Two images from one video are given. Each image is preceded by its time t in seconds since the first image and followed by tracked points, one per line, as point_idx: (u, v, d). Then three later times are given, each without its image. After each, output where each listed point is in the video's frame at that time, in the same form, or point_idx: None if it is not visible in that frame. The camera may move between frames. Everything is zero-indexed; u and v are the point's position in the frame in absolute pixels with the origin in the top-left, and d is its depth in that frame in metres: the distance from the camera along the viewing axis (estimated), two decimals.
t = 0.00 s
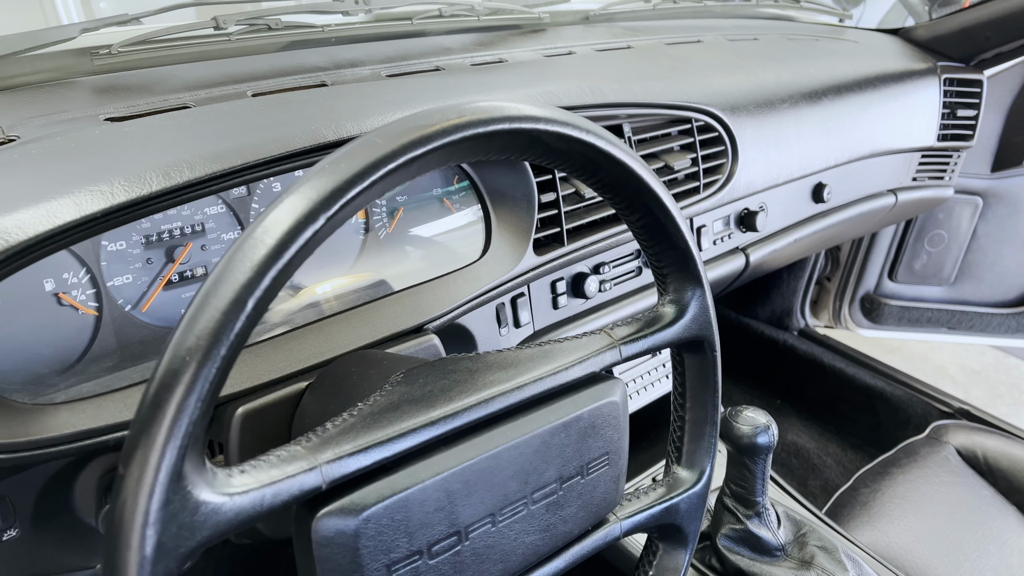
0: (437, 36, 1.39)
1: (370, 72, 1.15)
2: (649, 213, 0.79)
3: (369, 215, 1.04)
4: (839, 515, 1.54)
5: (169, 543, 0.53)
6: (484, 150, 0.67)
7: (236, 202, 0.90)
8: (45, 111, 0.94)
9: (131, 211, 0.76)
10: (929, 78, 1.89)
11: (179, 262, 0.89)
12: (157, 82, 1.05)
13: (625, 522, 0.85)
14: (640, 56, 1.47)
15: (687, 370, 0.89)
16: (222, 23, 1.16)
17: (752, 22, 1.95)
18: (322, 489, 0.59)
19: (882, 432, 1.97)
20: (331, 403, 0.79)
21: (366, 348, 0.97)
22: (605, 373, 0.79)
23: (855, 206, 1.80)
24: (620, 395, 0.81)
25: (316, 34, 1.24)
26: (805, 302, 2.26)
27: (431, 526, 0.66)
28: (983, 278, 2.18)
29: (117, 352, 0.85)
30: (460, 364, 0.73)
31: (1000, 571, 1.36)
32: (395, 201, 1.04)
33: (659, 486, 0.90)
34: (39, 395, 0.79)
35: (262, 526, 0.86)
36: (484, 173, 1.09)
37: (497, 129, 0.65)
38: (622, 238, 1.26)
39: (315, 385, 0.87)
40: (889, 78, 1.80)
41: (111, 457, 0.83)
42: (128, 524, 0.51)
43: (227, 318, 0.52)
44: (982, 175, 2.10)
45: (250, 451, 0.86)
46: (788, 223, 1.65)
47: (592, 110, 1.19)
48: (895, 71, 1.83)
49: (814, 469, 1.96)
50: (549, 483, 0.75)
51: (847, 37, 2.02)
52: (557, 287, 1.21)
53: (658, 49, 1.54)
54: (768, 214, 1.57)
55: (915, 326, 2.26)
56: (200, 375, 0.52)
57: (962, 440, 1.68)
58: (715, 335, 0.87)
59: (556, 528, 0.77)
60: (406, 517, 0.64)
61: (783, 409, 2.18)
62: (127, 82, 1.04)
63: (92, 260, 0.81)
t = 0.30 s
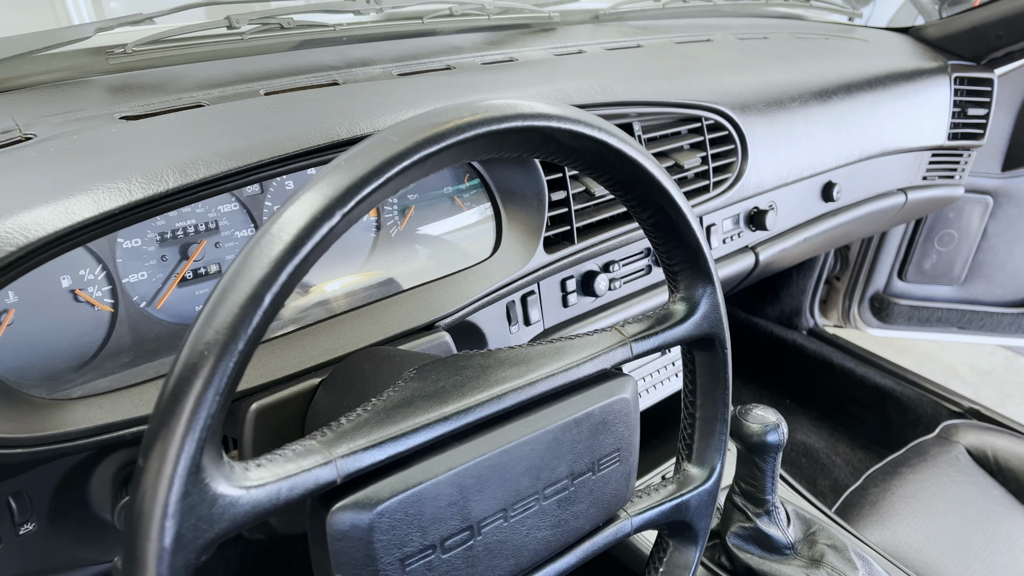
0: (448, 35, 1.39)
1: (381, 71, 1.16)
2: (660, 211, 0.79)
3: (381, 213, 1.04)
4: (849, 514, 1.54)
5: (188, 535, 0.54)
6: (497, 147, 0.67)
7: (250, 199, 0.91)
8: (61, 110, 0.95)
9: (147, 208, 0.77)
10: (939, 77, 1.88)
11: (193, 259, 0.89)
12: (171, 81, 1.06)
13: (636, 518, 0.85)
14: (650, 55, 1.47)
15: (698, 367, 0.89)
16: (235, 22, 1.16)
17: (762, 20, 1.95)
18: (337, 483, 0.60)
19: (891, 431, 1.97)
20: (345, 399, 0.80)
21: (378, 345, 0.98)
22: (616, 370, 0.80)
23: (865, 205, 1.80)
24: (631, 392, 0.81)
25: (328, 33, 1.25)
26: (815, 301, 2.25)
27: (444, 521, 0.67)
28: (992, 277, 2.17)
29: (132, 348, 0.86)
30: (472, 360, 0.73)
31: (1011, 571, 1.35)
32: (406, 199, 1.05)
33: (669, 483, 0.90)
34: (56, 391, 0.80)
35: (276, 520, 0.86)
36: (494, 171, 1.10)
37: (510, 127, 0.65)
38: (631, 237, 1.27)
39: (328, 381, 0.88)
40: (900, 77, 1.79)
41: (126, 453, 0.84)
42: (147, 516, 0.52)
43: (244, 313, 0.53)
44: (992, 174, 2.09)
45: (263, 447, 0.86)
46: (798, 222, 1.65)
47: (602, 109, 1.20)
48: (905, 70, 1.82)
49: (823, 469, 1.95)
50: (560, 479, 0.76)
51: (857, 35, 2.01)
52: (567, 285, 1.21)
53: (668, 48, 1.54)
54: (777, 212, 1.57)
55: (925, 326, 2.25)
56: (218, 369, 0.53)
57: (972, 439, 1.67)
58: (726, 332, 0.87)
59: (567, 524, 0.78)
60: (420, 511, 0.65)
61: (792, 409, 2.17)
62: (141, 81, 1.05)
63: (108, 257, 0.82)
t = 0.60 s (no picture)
0: (459, 36, 1.40)
1: (394, 71, 1.16)
2: (674, 211, 0.79)
3: (394, 213, 1.05)
4: (860, 514, 1.54)
5: (209, 531, 0.54)
6: (513, 147, 0.68)
7: (265, 199, 0.91)
8: (80, 110, 0.95)
9: (167, 208, 0.77)
10: (951, 76, 1.88)
11: (209, 259, 0.90)
12: (186, 82, 1.07)
13: (649, 517, 0.85)
14: (661, 55, 1.47)
15: (710, 367, 0.89)
16: (250, 23, 1.18)
17: (772, 20, 1.95)
18: (354, 480, 0.60)
19: (902, 431, 1.96)
20: (360, 397, 0.81)
21: (392, 343, 0.98)
22: (629, 369, 0.80)
23: (876, 205, 1.79)
24: (645, 391, 0.81)
25: (341, 34, 1.26)
26: (825, 301, 2.25)
27: (459, 518, 0.67)
28: (1005, 277, 2.16)
29: (150, 346, 0.87)
30: (486, 359, 0.74)
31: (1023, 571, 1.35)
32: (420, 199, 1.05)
33: (682, 482, 0.91)
34: (76, 388, 0.81)
35: (292, 517, 0.87)
36: (507, 171, 1.10)
37: (526, 127, 0.66)
38: (643, 236, 1.27)
39: (344, 379, 0.88)
40: (911, 76, 1.79)
41: (144, 450, 0.84)
42: (170, 512, 0.53)
43: (265, 312, 0.54)
44: (1004, 174, 2.08)
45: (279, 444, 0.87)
46: (809, 221, 1.64)
47: (614, 109, 1.20)
48: (917, 70, 1.82)
49: (834, 469, 1.95)
50: (574, 477, 0.76)
51: (868, 35, 2.01)
52: (578, 285, 1.22)
53: (679, 48, 1.54)
54: (789, 212, 1.57)
55: (936, 326, 2.24)
56: (239, 367, 0.53)
57: (983, 440, 1.67)
58: (739, 332, 0.87)
59: (581, 522, 0.78)
60: (435, 509, 0.65)
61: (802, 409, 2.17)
62: (158, 82, 1.06)
63: (125, 256, 0.83)
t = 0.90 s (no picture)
0: (471, 32, 1.40)
1: (406, 67, 1.17)
2: (688, 206, 0.79)
3: (407, 209, 1.05)
4: (871, 512, 1.53)
5: (229, 522, 0.54)
6: (529, 141, 0.68)
7: (279, 194, 0.92)
8: (96, 106, 0.96)
9: (185, 201, 0.78)
10: (964, 73, 1.87)
11: (224, 254, 0.90)
12: (201, 78, 1.07)
13: (663, 512, 0.85)
14: (673, 52, 1.47)
15: (724, 362, 0.89)
16: (263, 20, 1.18)
17: (784, 17, 1.95)
18: (371, 473, 0.61)
19: (914, 430, 1.95)
20: (376, 391, 0.81)
21: (405, 339, 0.99)
22: (644, 364, 0.80)
23: (888, 202, 1.78)
24: (659, 387, 0.81)
25: (354, 31, 1.26)
26: (836, 299, 2.25)
27: (475, 512, 0.67)
28: (1018, 276, 2.13)
29: (166, 340, 0.87)
30: (501, 353, 0.74)
31: None
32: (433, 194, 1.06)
33: (696, 478, 0.90)
34: (93, 381, 0.81)
35: (307, 511, 0.87)
36: (520, 166, 1.11)
37: (543, 121, 0.66)
38: (655, 233, 1.27)
39: (358, 374, 0.89)
40: (924, 73, 1.78)
41: (160, 443, 0.85)
42: (190, 503, 0.53)
43: (284, 304, 0.54)
44: (1017, 172, 2.07)
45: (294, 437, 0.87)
46: (821, 219, 1.64)
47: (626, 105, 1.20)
48: (929, 66, 1.81)
49: (844, 468, 1.94)
50: (589, 472, 0.76)
51: (880, 32, 2.00)
52: (590, 281, 1.22)
53: (691, 45, 1.54)
54: (800, 209, 1.57)
55: (948, 325, 2.23)
56: (258, 359, 0.53)
57: (995, 439, 1.66)
58: (753, 328, 0.87)
59: (596, 517, 0.78)
60: (451, 502, 0.66)
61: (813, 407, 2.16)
62: (172, 78, 1.07)
63: (141, 251, 0.83)
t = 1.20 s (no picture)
0: (483, 30, 1.40)
1: (420, 65, 1.17)
2: (704, 201, 0.79)
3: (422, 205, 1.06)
4: (883, 509, 1.53)
5: (251, 513, 0.55)
6: (547, 137, 0.68)
7: (295, 190, 0.92)
8: (113, 103, 0.97)
9: (206, 196, 0.78)
10: (976, 71, 1.86)
11: (241, 249, 0.91)
12: (216, 75, 1.08)
13: (677, 508, 0.85)
14: (685, 49, 1.47)
15: (738, 358, 0.89)
16: (278, 17, 1.19)
17: (795, 15, 1.94)
18: (390, 466, 0.61)
19: (925, 429, 1.95)
20: (392, 386, 0.82)
21: (421, 334, 0.99)
22: (659, 359, 0.80)
23: (900, 200, 1.78)
24: (674, 382, 0.82)
25: (368, 28, 1.26)
26: (847, 298, 2.25)
27: (492, 504, 0.68)
28: None
29: (184, 335, 0.88)
30: (517, 348, 0.74)
31: None
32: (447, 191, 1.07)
33: (710, 474, 0.91)
34: (113, 374, 0.82)
35: (323, 505, 0.88)
36: (534, 161, 1.12)
37: (561, 116, 0.66)
38: (667, 230, 1.27)
39: (374, 369, 0.89)
40: (936, 71, 1.77)
41: (179, 437, 0.85)
42: (214, 494, 0.53)
43: (305, 298, 0.54)
44: None
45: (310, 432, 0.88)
46: (833, 216, 1.64)
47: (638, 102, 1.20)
48: (942, 64, 1.80)
49: (855, 466, 1.94)
50: (604, 467, 0.76)
51: (892, 29, 1.99)
52: (603, 278, 1.22)
53: (703, 42, 1.54)
54: (812, 206, 1.56)
55: (959, 323, 2.23)
56: (280, 351, 0.54)
57: (1008, 437, 1.66)
58: (768, 324, 0.87)
59: (611, 511, 0.78)
60: (469, 495, 0.66)
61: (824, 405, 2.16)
62: (188, 75, 1.07)
63: (160, 246, 0.84)
